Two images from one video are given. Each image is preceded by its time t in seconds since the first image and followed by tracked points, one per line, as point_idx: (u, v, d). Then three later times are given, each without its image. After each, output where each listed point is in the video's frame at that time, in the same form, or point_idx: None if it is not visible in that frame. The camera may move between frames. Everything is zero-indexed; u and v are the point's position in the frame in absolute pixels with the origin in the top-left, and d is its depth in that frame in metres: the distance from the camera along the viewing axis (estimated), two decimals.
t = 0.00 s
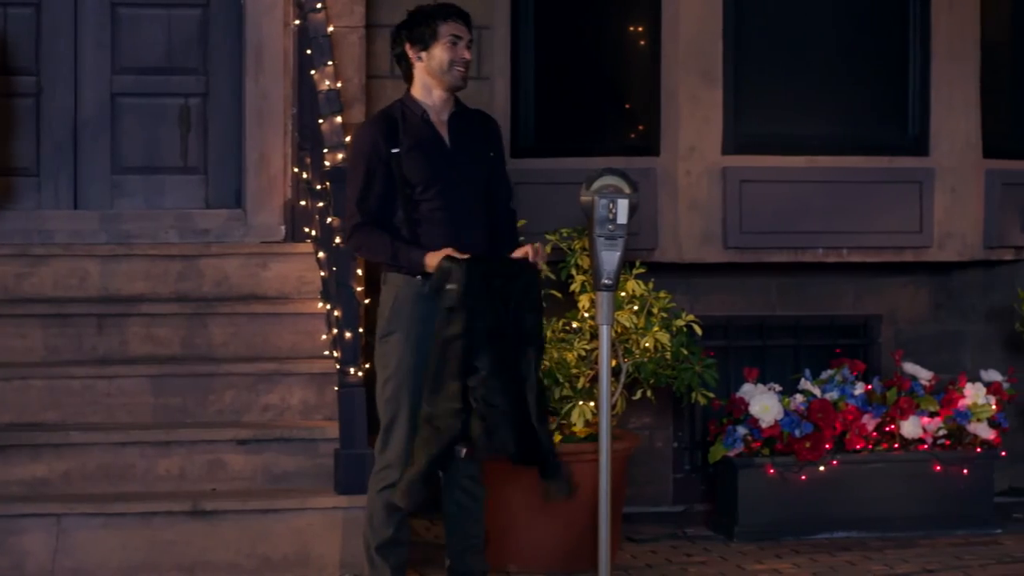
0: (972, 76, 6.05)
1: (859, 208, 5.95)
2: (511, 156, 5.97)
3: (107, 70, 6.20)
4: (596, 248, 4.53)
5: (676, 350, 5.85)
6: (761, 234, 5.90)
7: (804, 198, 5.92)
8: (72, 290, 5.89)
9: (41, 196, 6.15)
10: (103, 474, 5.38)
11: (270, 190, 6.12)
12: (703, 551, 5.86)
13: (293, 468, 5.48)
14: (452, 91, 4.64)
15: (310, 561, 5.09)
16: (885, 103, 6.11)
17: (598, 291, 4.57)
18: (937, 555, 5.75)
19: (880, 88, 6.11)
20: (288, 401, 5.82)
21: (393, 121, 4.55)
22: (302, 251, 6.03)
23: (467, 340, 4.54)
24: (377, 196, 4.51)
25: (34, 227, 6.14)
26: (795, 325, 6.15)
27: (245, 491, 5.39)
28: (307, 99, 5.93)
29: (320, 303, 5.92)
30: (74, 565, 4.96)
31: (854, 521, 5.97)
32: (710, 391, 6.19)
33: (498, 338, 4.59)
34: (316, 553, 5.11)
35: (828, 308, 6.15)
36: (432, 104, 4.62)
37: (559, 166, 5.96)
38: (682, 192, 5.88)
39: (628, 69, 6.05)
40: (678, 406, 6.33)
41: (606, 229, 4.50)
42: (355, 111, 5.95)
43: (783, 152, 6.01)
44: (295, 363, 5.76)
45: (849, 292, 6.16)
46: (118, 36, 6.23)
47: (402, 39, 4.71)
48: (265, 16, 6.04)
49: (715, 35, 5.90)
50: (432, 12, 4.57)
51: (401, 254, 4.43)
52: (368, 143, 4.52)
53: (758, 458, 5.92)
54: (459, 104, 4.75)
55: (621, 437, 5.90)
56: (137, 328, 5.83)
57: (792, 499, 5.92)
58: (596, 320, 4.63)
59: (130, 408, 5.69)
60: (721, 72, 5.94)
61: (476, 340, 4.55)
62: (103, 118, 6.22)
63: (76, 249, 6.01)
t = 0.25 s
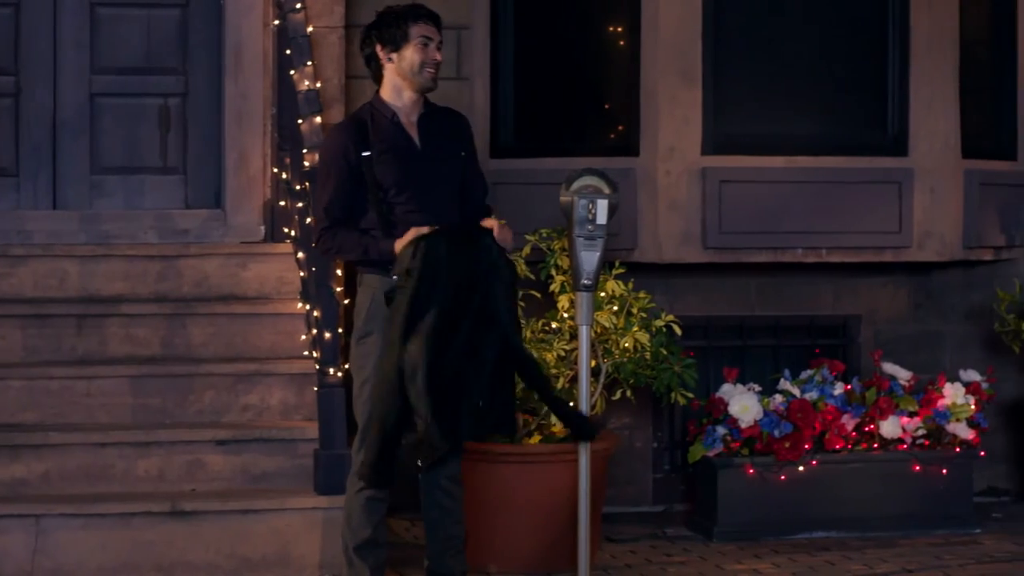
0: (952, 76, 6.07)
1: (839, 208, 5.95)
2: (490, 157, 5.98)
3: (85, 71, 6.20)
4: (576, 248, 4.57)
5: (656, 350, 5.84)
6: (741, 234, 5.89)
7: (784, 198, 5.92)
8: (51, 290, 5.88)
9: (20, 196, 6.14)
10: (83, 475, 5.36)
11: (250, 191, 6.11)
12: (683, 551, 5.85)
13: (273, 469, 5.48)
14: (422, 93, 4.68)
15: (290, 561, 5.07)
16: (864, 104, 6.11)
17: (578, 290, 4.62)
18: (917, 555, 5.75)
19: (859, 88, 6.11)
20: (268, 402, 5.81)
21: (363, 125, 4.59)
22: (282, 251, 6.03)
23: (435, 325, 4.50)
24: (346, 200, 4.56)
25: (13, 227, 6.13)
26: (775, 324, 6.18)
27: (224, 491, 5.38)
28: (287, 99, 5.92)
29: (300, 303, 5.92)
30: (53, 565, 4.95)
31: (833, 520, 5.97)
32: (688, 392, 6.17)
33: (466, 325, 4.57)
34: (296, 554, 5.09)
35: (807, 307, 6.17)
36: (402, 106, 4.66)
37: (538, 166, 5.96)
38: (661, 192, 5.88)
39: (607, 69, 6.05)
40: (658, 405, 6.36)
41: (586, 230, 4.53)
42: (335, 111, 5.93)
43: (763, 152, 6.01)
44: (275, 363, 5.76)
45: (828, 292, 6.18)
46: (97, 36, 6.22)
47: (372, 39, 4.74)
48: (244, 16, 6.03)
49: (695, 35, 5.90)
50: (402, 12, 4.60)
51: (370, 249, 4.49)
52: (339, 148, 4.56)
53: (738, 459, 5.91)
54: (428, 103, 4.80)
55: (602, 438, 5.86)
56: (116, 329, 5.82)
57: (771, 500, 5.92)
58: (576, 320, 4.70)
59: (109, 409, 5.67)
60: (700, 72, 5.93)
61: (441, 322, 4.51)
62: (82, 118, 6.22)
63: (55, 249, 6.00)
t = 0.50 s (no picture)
0: (929, 77, 6.08)
1: (816, 209, 5.96)
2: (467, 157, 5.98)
3: (63, 72, 6.20)
4: (553, 249, 4.57)
5: (633, 351, 5.84)
6: (718, 235, 5.90)
7: (762, 199, 5.92)
8: (29, 291, 5.86)
9: None
10: (60, 476, 5.34)
11: (227, 191, 6.12)
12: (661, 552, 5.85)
13: (251, 470, 5.46)
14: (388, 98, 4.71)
15: (268, 562, 5.05)
16: (842, 105, 6.12)
17: (555, 292, 4.61)
18: (895, 555, 5.76)
19: (837, 89, 6.12)
20: (246, 403, 5.79)
21: (334, 128, 4.60)
22: (259, 252, 6.03)
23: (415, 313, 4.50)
24: (328, 203, 4.53)
25: None
26: (753, 325, 6.21)
27: (202, 493, 5.36)
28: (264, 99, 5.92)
29: (278, 304, 5.91)
30: (30, 567, 4.93)
31: (811, 520, 5.98)
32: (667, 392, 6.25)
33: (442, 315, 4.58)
34: (273, 555, 5.07)
35: (785, 308, 6.20)
36: (368, 109, 4.69)
37: (516, 167, 5.96)
38: (639, 193, 5.88)
39: (585, 70, 6.05)
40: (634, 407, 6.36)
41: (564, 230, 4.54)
42: (313, 112, 5.92)
43: (741, 153, 6.02)
44: (252, 365, 5.75)
45: (806, 293, 6.19)
46: (74, 37, 6.23)
47: (348, 35, 4.72)
48: (222, 17, 6.04)
49: (673, 36, 5.91)
50: (381, 19, 4.60)
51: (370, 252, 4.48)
52: (313, 150, 4.55)
53: (715, 459, 5.91)
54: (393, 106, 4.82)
55: (579, 438, 5.85)
56: (94, 330, 5.80)
57: (749, 501, 5.93)
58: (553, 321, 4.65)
59: (87, 411, 5.65)
60: (678, 73, 5.94)
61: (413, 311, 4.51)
62: (59, 119, 6.22)
63: (33, 251, 5.99)
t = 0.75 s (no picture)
0: (910, 79, 6.09)
1: (797, 212, 5.96)
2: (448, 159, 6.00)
3: (44, 73, 6.22)
4: (534, 251, 4.57)
5: (614, 353, 5.81)
6: (699, 238, 5.90)
7: (742, 201, 5.93)
8: (9, 294, 5.85)
9: None
10: (41, 479, 5.30)
11: (208, 194, 6.13)
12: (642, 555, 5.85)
13: (232, 473, 5.42)
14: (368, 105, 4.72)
15: (249, 565, 5.02)
16: (823, 108, 6.13)
17: (537, 294, 4.62)
18: (876, 557, 5.75)
19: (818, 91, 6.13)
20: (226, 405, 5.72)
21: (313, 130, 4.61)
22: (240, 255, 6.03)
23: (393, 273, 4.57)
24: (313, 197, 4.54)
25: None
26: (734, 327, 6.26)
27: (182, 495, 5.32)
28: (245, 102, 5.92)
29: (259, 307, 5.90)
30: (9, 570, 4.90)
31: (793, 523, 5.98)
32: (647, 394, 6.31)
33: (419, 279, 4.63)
34: (255, 558, 5.05)
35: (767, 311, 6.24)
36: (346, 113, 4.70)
37: (496, 169, 5.96)
38: (620, 195, 5.88)
39: (567, 72, 6.05)
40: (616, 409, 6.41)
41: (546, 233, 4.55)
42: (294, 114, 5.91)
43: (723, 156, 6.02)
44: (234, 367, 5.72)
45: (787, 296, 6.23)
46: (55, 39, 6.24)
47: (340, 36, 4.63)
48: (202, 20, 6.06)
49: (654, 38, 5.91)
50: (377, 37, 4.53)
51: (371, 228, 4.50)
52: (294, 150, 4.54)
53: (697, 461, 5.90)
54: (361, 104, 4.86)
55: (560, 440, 5.81)
56: (75, 333, 5.79)
57: (730, 503, 5.93)
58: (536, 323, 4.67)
59: (68, 414, 5.62)
60: (659, 75, 5.94)
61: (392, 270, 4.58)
62: (40, 121, 6.24)
63: (14, 253, 5.97)
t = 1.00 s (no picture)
0: (894, 81, 6.10)
1: (780, 214, 5.97)
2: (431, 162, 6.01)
3: (27, 76, 6.24)
4: (518, 254, 4.56)
5: (598, 356, 5.81)
6: (683, 240, 5.90)
7: (726, 204, 5.93)
8: None
9: None
10: (25, 483, 5.24)
11: (191, 196, 6.14)
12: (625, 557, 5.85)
13: (216, 476, 5.36)
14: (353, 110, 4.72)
15: (234, 569, 4.99)
16: (805, 111, 6.14)
17: (520, 298, 4.57)
18: (860, 559, 5.75)
19: (801, 94, 6.14)
20: (210, 408, 5.66)
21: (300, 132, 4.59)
22: (223, 258, 6.04)
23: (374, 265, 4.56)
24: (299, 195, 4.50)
25: None
26: (717, 330, 6.28)
27: (166, 498, 5.27)
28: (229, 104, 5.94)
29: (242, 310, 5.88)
30: None
31: (777, 525, 5.99)
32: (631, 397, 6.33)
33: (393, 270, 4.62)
34: (239, 562, 5.01)
35: (753, 314, 6.27)
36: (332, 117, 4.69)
37: (480, 172, 5.97)
38: (604, 197, 5.88)
39: (551, 74, 6.05)
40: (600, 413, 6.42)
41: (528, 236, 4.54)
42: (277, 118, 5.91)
43: (707, 159, 6.02)
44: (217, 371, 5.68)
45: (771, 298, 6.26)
46: (38, 42, 6.26)
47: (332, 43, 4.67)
48: (186, 23, 6.08)
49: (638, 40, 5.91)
50: (370, 46, 4.58)
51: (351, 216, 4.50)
52: (280, 151, 4.52)
53: (680, 464, 5.90)
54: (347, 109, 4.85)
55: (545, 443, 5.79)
56: (58, 337, 5.77)
57: (714, 506, 5.93)
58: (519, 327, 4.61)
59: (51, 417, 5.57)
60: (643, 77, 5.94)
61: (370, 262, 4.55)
62: (23, 124, 6.25)
63: None
